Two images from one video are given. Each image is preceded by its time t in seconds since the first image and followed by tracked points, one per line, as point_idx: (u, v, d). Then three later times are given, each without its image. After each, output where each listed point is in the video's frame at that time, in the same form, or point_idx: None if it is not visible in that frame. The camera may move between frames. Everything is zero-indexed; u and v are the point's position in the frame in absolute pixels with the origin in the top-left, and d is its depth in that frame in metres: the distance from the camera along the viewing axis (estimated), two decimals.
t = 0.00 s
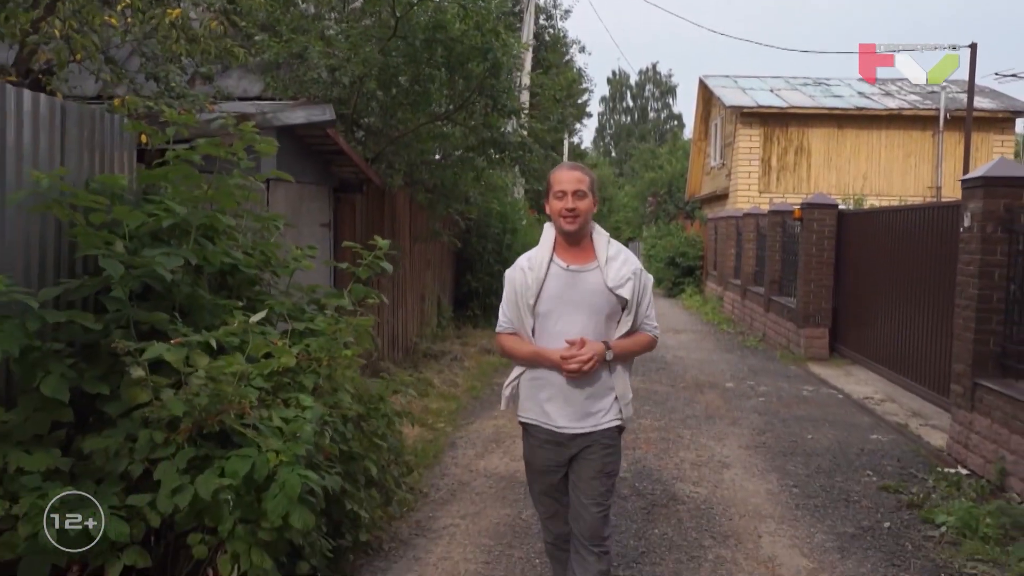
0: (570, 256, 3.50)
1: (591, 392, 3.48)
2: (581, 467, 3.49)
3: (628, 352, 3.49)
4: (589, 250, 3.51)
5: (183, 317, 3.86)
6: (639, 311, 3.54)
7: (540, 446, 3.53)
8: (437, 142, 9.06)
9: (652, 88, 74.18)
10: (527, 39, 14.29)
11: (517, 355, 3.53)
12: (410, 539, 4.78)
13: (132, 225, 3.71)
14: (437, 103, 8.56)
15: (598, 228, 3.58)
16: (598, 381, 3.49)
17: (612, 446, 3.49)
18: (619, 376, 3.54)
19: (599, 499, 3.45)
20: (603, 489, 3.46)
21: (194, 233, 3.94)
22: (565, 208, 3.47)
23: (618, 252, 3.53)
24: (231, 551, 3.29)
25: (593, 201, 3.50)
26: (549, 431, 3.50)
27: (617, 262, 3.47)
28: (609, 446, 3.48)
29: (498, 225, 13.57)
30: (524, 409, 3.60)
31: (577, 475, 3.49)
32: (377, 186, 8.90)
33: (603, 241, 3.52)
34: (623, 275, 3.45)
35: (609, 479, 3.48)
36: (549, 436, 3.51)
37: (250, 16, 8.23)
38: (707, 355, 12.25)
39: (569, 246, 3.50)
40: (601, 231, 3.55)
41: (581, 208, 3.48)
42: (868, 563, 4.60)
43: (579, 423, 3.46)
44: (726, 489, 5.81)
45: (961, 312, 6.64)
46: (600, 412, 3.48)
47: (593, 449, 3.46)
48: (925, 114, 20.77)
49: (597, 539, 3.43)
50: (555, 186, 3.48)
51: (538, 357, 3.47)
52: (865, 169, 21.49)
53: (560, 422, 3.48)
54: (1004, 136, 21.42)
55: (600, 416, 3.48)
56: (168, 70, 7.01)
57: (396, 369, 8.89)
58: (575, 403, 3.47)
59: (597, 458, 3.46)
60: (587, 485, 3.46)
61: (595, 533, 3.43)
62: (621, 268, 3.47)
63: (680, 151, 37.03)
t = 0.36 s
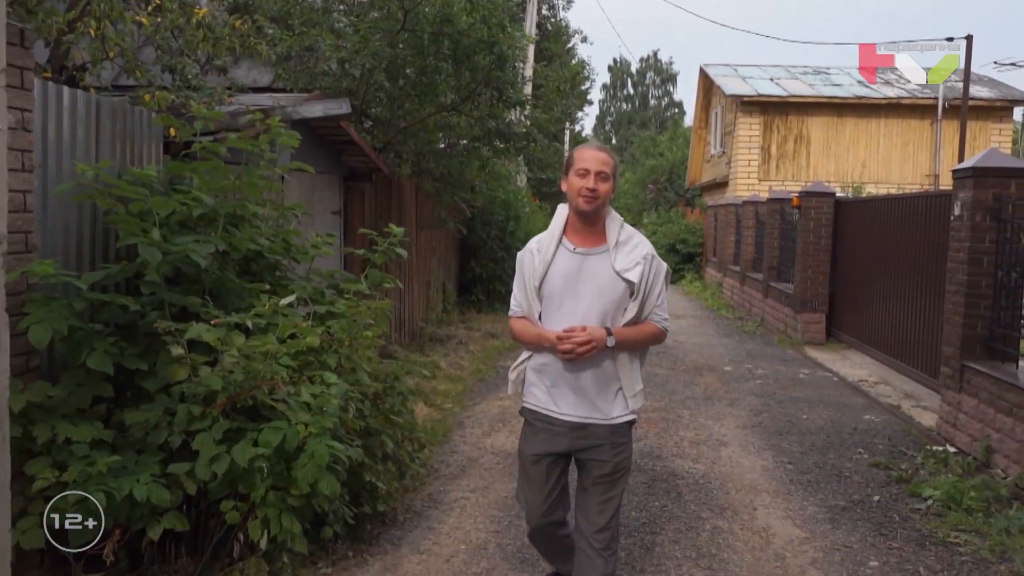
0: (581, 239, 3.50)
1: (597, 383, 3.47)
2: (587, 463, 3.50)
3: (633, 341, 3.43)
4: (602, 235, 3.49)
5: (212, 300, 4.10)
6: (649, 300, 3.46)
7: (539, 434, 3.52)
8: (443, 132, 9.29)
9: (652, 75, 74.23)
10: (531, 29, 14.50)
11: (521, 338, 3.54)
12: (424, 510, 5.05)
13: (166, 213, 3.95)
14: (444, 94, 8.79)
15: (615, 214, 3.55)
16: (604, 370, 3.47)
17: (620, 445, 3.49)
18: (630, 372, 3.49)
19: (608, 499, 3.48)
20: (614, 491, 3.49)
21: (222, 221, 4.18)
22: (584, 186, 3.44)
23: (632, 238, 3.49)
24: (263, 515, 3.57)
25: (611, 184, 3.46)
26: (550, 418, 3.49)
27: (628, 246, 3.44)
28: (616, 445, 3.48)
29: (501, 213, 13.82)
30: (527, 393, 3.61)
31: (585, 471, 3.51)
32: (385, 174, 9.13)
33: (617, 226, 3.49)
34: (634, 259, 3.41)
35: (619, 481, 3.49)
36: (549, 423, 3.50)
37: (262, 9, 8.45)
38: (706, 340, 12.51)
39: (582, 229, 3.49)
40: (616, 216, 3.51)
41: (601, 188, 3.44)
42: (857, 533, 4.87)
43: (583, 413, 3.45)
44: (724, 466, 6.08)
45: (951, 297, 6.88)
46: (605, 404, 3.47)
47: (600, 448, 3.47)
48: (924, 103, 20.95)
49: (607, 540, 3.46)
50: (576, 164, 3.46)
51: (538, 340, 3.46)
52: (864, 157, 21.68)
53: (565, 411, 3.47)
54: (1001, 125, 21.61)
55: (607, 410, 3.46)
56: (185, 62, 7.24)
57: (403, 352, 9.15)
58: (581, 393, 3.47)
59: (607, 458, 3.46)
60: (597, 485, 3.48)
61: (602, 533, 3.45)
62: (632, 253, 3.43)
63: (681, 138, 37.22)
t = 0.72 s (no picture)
0: (580, 230, 3.44)
1: (602, 374, 3.45)
2: (586, 453, 3.49)
3: (639, 329, 3.46)
4: (600, 224, 3.46)
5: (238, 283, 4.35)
6: (648, 287, 3.50)
7: (539, 427, 3.43)
8: (449, 122, 9.55)
9: (653, 64, 74.31)
10: (534, 21, 14.75)
11: (523, 333, 3.44)
12: (435, 483, 5.30)
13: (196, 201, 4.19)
14: (450, 85, 9.04)
15: (607, 201, 3.53)
16: (608, 360, 3.46)
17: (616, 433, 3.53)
18: (630, 361, 3.50)
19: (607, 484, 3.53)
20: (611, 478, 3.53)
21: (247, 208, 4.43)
22: (577, 177, 3.38)
23: (629, 226, 3.48)
24: (290, 482, 3.84)
25: (603, 172, 3.42)
26: (554, 412, 3.41)
27: (629, 235, 3.43)
28: (615, 433, 3.51)
29: (504, 201, 14.08)
30: (524, 388, 3.50)
31: (582, 461, 3.50)
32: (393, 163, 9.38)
33: (614, 214, 3.47)
34: (636, 248, 3.40)
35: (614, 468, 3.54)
36: (551, 416, 3.42)
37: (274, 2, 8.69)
38: (705, 326, 12.77)
39: (580, 219, 3.44)
40: (611, 204, 3.49)
41: (594, 177, 3.39)
42: (847, 504, 5.14)
43: (590, 405, 3.41)
44: (721, 443, 6.36)
45: (941, 282, 7.13)
46: (610, 395, 3.46)
47: (600, 438, 3.47)
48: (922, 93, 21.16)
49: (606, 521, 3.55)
50: (568, 155, 3.39)
51: (545, 335, 3.39)
52: (863, 146, 21.93)
53: (570, 405, 3.41)
54: (999, 114, 21.81)
55: (610, 401, 3.47)
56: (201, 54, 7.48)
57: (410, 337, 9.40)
58: (588, 386, 3.42)
59: (606, 446, 3.49)
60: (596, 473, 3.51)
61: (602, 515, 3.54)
62: (634, 241, 3.43)
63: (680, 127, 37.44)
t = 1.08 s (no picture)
0: (549, 213, 3.35)
1: (577, 359, 3.39)
2: (563, 442, 3.41)
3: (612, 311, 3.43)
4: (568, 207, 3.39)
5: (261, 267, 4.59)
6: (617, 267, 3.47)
7: (516, 418, 3.34)
8: (455, 112, 9.79)
9: (654, 52, 74.52)
10: (537, 12, 15.01)
11: (497, 323, 3.31)
12: (445, 459, 5.55)
13: (221, 189, 4.43)
14: (456, 75, 9.28)
15: (571, 183, 3.44)
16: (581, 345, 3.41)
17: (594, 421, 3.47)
18: (592, 345, 3.52)
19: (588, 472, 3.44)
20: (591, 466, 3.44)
21: (270, 196, 4.66)
22: (540, 166, 3.28)
23: (596, 207, 3.43)
24: (312, 453, 4.11)
25: (568, 155, 3.33)
26: (533, 400, 3.33)
27: (599, 217, 3.37)
28: (592, 420, 3.44)
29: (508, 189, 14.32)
30: (495, 378, 3.38)
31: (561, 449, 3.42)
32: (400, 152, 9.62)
33: (581, 196, 3.40)
34: (607, 229, 3.36)
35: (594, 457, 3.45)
36: (529, 405, 3.34)
37: None
38: (705, 311, 13.01)
39: (549, 204, 3.34)
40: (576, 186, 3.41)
41: (558, 165, 3.29)
42: (837, 477, 5.40)
43: (568, 392, 3.35)
44: (718, 421, 6.63)
45: (932, 267, 7.36)
46: (585, 380, 3.41)
47: (578, 424, 3.40)
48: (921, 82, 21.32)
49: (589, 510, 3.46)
50: (529, 143, 3.27)
51: (522, 322, 3.28)
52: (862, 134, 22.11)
53: (548, 392, 3.34)
54: (997, 103, 21.97)
55: (585, 386, 3.41)
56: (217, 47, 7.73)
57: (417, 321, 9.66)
58: (564, 371, 3.36)
59: (585, 432, 3.41)
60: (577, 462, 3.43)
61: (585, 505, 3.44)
62: (605, 223, 3.38)
63: (682, 116, 37.64)
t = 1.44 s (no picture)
0: (528, 202, 3.35)
1: (561, 344, 3.38)
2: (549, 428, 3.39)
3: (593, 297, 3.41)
4: (548, 194, 3.37)
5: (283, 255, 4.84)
6: (599, 254, 3.46)
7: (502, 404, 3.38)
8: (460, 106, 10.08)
9: (657, 45, 74.71)
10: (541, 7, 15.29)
11: (476, 311, 3.35)
12: (454, 439, 5.80)
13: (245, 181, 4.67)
14: (463, 70, 9.54)
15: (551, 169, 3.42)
16: (566, 331, 3.40)
17: (582, 406, 3.42)
18: (582, 329, 3.49)
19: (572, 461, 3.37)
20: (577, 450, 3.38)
21: (290, 188, 4.91)
22: (520, 156, 3.25)
23: (576, 193, 3.41)
24: (332, 429, 4.38)
25: (547, 144, 3.29)
26: (517, 387, 3.36)
27: (579, 205, 3.36)
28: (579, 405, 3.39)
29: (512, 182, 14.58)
30: (482, 366, 3.42)
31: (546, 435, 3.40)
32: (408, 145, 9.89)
33: (561, 182, 3.38)
34: (587, 217, 3.35)
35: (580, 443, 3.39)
36: (515, 393, 3.37)
37: None
38: (706, 302, 13.25)
39: (526, 193, 3.33)
40: (557, 173, 3.39)
41: (539, 153, 3.26)
42: (828, 455, 5.67)
43: (553, 377, 3.35)
44: (717, 405, 6.89)
45: (924, 256, 7.61)
46: (571, 365, 3.39)
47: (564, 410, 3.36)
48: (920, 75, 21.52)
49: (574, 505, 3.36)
50: (508, 133, 3.23)
51: (502, 312, 3.31)
52: (862, 126, 22.38)
53: (534, 378, 3.35)
54: (997, 95, 22.16)
55: (573, 371, 3.39)
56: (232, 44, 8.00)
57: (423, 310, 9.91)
58: (549, 357, 3.36)
59: (570, 419, 3.36)
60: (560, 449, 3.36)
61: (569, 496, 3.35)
62: (584, 210, 3.37)
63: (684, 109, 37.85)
